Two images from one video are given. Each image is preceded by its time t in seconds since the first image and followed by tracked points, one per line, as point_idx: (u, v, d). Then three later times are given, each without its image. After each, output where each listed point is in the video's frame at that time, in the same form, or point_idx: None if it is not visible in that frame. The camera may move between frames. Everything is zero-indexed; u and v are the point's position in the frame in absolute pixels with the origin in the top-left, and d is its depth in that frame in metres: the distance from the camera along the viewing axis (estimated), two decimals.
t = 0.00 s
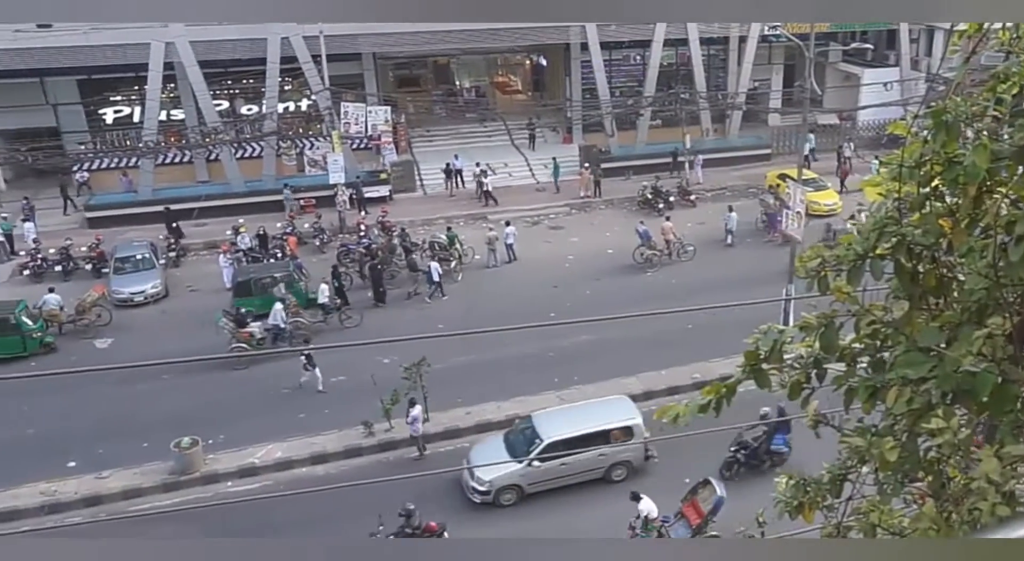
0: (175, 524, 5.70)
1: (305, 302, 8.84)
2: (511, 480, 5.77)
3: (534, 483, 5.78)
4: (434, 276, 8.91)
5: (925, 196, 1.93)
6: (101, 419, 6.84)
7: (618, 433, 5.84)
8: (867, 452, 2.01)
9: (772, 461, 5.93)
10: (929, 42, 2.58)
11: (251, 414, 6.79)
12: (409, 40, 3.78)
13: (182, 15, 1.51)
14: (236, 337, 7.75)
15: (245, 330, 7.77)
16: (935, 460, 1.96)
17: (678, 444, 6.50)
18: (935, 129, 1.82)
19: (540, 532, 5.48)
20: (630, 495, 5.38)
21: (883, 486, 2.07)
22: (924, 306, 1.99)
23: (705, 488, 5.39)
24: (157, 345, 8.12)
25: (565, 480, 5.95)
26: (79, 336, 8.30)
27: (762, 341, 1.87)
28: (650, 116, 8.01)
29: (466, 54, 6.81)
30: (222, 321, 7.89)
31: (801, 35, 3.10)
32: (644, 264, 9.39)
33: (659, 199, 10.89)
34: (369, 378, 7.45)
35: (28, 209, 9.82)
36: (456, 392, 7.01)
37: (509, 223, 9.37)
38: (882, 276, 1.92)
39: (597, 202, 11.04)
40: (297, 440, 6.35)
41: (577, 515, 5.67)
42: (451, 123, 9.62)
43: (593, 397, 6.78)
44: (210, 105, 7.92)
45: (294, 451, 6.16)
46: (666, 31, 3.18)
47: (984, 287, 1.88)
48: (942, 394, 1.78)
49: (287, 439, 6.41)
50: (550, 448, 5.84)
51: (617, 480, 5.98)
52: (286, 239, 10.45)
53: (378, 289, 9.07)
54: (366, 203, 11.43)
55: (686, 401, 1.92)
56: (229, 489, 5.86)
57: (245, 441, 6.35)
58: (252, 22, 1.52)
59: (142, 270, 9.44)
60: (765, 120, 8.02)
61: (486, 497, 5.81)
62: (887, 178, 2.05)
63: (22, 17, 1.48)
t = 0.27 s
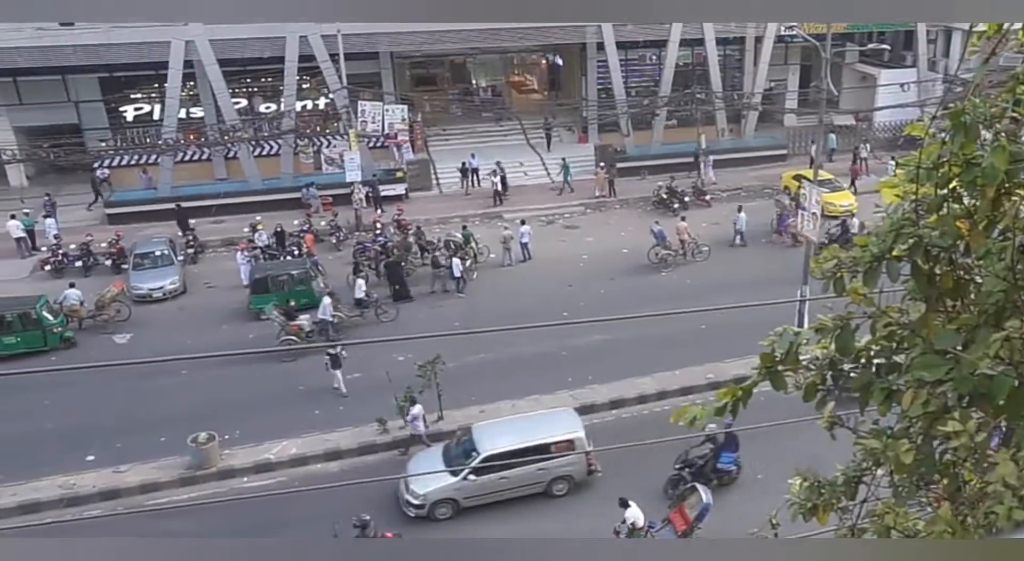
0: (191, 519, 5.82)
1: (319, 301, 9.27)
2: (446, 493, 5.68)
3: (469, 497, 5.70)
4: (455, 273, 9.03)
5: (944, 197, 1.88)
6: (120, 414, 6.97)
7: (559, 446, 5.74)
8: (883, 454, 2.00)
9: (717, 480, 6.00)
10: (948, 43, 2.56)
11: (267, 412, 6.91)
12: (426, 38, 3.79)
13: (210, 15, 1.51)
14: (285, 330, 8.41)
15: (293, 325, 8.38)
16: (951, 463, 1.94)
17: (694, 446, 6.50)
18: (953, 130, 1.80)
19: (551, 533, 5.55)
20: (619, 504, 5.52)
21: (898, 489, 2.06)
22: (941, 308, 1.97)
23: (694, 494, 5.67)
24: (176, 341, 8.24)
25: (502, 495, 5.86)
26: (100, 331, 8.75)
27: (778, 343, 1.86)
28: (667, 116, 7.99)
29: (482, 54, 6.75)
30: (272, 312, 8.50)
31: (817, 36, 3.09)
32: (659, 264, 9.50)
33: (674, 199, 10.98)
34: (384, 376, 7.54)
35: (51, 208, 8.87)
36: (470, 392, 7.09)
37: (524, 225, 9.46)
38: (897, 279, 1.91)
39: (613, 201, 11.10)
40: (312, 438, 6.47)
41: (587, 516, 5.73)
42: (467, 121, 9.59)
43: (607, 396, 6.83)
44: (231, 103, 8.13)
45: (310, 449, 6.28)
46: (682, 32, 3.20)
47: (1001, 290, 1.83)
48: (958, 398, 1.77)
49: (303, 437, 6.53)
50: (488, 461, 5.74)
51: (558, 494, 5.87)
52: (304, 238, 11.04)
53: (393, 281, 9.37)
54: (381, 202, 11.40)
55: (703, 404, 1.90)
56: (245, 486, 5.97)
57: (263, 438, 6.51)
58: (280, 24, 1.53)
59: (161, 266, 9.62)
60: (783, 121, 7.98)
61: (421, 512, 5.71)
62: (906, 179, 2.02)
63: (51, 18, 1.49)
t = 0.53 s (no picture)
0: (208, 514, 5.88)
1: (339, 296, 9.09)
2: (376, 505, 5.48)
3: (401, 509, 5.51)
4: (477, 270, 9.08)
5: (963, 199, 1.87)
6: (139, 409, 7.06)
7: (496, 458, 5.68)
8: (898, 457, 1.99)
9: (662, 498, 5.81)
10: (966, 43, 2.56)
11: (284, 407, 6.98)
12: (444, 38, 3.81)
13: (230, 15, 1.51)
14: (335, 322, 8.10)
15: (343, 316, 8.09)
16: (968, 466, 1.93)
17: (709, 446, 6.50)
18: (973, 131, 1.79)
19: (566, 531, 5.56)
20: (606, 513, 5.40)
21: (914, 492, 2.04)
22: (958, 311, 1.94)
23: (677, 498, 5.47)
24: (194, 337, 8.33)
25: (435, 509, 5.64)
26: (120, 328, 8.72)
27: (794, 345, 1.85)
28: (683, 115, 8.02)
29: (501, 53, 6.82)
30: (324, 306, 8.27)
31: (834, 36, 3.08)
32: (675, 264, 9.54)
33: (690, 200, 10.88)
34: (399, 373, 7.60)
35: (73, 202, 10.72)
36: (484, 389, 7.13)
37: (540, 224, 9.53)
38: (915, 281, 1.90)
39: (628, 201, 11.16)
40: (329, 434, 6.52)
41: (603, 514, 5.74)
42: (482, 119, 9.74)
43: (622, 396, 6.85)
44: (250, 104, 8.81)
45: (326, 444, 6.33)
46: (697, 31, 3.20)
47: (1021, 292, 1.79)
48: (976, 400, 1.76)
49: (320, 433, 6.59)
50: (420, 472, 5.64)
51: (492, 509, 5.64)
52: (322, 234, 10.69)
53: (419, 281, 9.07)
54: (399, 200, 11.79)
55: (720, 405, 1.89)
56: (261, 481, 6.02)
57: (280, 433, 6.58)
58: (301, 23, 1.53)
59: (181, 262, 9.77)
60: (800, 122, 7.98)
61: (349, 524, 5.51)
62: (924, 181, 2.01)
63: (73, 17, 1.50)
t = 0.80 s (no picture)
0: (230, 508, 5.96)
1: (357, 294, 9.24)
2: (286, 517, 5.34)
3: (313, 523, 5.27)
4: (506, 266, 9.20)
5: (986, 201, 1.82)
6: (162, 404, 7.15)
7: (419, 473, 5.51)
8: (917, 459, 1.97)
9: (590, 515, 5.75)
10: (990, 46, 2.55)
11: (304, 403, 7.05)
12: (461, 37, 3.80)
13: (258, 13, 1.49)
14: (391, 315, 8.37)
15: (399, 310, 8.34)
16: (988, 470, 1.90)
17: (728, 448, 6.48)
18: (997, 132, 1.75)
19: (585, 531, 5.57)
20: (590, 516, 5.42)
21: (933, 495, 2.03)
22: (980, 314, 1.92)
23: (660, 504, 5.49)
24: (215, 332, 8.42)
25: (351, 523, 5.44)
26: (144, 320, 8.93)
27: (814, 346, 1.82)
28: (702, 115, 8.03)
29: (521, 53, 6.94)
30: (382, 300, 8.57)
31: (855, 36, 3.06)
32: (693, 264, 9.57)
33: (709, 200, 11.20)
34: (417, 370, 7.65)
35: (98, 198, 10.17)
36: (502, 388, 7.16)
37: (559, 223, 9.62)
38: (937, 283, 1.88)
39: (646, 200, 11.26)
40: (348, 430, 6.58)
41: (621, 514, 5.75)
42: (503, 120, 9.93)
43: (639, 396, 6.87)
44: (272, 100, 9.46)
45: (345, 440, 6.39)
46: (719, 31, 3.21)
47: None
48: (997, 404, 1.73)
49: (339, 429, 6.64)
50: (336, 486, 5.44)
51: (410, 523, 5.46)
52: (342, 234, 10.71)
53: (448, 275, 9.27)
54: (420, 198, 12.09)
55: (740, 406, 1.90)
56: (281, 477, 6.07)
57: (299, 429, 6.65)
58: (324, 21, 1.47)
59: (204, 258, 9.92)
60: (818, 122, 7.99)
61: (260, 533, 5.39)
62: (947, 183, 1.98)
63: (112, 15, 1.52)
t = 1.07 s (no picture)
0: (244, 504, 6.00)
1: (370, 292, 9.28)
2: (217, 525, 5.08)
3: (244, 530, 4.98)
4: (524, 263, 9.26)
5: (1002, 202, 1.81)
6: (177, 400, 7.21)
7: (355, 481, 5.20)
8: (931, 461, 1.96)
9: (536, 525, 5.66)
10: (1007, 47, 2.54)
11: (317, 400, 7.10)
12: (475, 37, 3.79)
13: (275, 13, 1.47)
14: (432, 309, 8.28)
15: (440, 304, 8.26)
16: (1003, 474, 1.88)
17: (740, 449, 6.47)
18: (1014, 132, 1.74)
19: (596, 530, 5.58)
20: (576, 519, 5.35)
21: (946, 497, 2.02)
22: (995, 316, 1.90)
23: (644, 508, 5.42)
24: (229, 329, 8.48)
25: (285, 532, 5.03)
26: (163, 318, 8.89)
27: (828, 347, 1.82)
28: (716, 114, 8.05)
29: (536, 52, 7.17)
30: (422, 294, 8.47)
31: (870, 36, 3.04)
32: (706, 264, 9.55)
33: (722, 201, 11.02)
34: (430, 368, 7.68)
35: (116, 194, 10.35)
36: (514, 387, 7.18)
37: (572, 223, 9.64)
38: (952, 284, 1.86)
39: (659, 200, 11.29)
40: (360, 427, 6.61)
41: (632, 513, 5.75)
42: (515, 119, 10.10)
43: (651, 396, 6.88)
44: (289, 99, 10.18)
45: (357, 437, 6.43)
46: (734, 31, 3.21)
47: None
48: (1012, 406, 1.71)
49: (351, 426, 6.68)
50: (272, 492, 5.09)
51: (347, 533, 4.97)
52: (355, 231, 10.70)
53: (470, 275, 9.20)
54: (433, 196, 12.08)
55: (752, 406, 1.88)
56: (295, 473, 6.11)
57: (313, 426, 6.69)
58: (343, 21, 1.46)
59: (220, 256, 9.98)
60: (832, 122, 7.99)
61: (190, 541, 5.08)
62: (962, 184, 1.97)
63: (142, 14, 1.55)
